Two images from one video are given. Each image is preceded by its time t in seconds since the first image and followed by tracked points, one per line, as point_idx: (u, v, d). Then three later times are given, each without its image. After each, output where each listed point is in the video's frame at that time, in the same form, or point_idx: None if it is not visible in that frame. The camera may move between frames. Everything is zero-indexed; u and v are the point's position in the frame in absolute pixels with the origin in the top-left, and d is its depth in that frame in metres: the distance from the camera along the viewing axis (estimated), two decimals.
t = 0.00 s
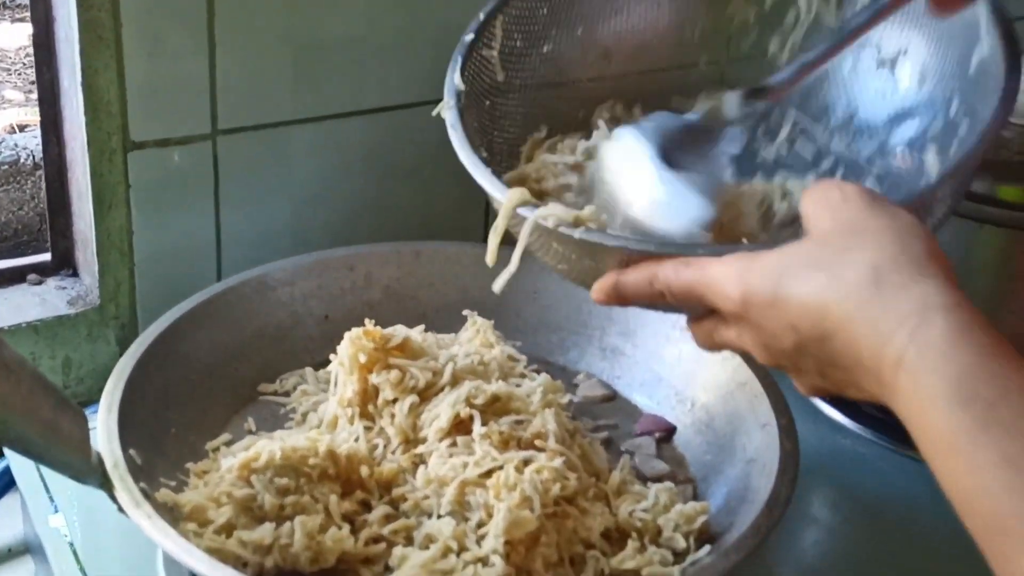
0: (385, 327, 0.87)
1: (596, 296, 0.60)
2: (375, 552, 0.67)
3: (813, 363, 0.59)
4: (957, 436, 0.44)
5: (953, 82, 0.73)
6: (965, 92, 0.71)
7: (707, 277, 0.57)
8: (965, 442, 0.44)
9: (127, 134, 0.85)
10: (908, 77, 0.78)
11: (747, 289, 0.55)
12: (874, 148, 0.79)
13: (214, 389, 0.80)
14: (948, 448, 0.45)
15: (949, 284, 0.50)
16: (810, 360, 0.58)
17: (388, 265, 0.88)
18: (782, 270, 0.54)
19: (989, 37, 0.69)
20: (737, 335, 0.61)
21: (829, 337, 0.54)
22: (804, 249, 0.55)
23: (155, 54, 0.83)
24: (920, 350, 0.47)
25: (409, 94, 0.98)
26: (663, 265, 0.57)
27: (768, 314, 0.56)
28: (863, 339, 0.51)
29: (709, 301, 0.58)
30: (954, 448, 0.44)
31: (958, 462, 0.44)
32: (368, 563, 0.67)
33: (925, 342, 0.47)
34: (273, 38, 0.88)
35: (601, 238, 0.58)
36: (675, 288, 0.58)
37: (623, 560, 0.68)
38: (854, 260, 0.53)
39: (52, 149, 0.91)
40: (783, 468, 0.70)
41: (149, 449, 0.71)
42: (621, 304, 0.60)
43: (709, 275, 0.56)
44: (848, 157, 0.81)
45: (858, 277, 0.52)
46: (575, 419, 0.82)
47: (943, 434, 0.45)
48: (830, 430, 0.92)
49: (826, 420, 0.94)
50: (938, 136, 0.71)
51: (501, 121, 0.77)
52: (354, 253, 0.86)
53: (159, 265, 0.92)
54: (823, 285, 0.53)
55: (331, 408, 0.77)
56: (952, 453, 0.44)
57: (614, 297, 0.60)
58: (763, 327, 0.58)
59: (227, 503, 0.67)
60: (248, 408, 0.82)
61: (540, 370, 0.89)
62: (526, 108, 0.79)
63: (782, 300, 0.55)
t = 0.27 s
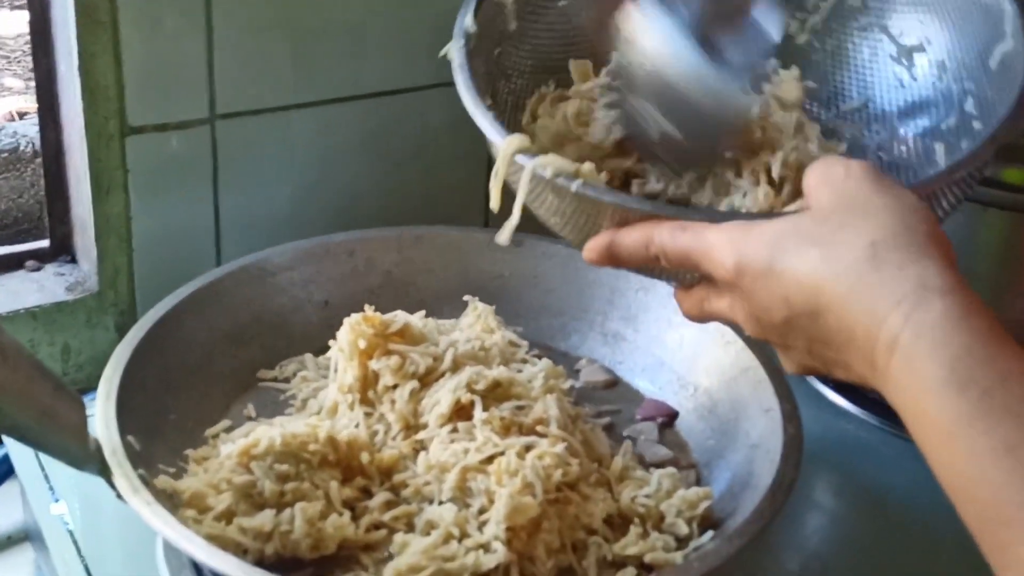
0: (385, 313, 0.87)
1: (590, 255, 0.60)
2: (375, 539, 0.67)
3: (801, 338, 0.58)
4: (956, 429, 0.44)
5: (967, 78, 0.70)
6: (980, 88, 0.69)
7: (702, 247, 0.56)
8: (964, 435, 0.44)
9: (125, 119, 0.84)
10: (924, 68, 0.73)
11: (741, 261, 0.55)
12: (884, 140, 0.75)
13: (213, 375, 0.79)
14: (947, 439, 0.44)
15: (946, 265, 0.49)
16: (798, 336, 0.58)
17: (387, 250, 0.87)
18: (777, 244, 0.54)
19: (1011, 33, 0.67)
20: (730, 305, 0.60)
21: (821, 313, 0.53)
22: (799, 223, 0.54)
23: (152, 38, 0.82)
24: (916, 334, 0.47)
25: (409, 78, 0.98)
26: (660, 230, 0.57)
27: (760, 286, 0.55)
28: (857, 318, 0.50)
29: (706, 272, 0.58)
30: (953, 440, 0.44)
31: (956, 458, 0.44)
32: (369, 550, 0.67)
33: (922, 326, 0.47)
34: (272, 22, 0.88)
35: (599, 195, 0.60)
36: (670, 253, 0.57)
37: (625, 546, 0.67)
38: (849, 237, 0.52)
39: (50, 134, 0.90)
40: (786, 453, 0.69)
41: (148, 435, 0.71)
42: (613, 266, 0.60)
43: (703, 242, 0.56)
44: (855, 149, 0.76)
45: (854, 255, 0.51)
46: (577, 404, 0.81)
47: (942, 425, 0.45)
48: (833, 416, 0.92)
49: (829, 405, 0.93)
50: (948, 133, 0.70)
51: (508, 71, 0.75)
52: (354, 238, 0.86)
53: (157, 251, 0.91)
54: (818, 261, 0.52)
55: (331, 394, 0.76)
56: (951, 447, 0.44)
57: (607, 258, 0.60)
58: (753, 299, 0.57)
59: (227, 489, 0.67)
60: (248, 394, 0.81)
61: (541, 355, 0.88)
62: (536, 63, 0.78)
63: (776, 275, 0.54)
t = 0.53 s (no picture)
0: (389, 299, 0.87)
1: (597, 268, 0.60)
2: (382, 523, 0.67)
3: (806, 335, 0.58)
4: (955, 409, 0.44)
5: (961, 64, 0.69)
6: (976, 73, 0.68)
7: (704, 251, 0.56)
8: (964, 416, 0.43)
9: (128, 108, 0.84)
10: (919, 53, 0.73)
11: (743, 261, 0.55)
12: (885, 134, 0.75)
13: (218, 361, 0.79)
14: (946, 421, 0.44)
15: (945, 253, 0.49)
16: (803, 332, 0.58)
17: (391, 236, 0.87)
18: (779, 241, 0.54)
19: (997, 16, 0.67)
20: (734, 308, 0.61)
21: (823, 308, 0.53)
22: (799, 219, 0.54)
23: (154, 26, 0.82)
24: (915, 319, 0.46)
25: (412, 64, 0.98)
26: (664, 239, 0.57)
27: (764, 286, 0.55)
28: (858, 309, 0.50)
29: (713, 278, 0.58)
30: (954, 422, 0.44)
31: (956, 439, 0.43)
32: (375, 534, 0.67)
33: (921, 311, 0.46)
34: (274, 9, 0.87)
35: (601, 214, 0.60)
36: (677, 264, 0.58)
37: (631, 530, 0.67)
38: (849, 229, 0.52)
39: (53, 123, 0.91)
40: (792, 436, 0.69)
41: (154, 422, 0.71)
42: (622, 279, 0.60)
43: (705, 248, 0.56)
44: (856, 147, 0.76)
45: (853, 246, 0.51)
46: (583, 389, 0.82)
47: (942, 406, 0.44)
48: (838, 400, 0.92)
49: (834, 389, 0.93)
50: (947, 120, 0.69)
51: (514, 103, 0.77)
52: (357, 224, 0.86)
53: (162, 239, 0.91)
54: (818, 255, 0.52)
55: (337, 380, 0.76)
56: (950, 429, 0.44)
57: (614, 272, 0.60)
58: (757, 299, 0.57)
59: (233, 475, 0.67)
60: (254, 380, 0.81)
61: (546, 341, 0.88)
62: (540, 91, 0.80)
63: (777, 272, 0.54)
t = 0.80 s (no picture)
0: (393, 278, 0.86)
1: (609, 251, 0.59)
2: (388, 503, 0.67)
3: (825, 315, 0.57)
4: (979, 387, 0.43)
5: (964, 37, 0.68)
6: (980, 46, 0.67)
7: (717, 233, 0.55)
8: (989, 395, 0.43)
9: (129, 89, 0.84)
10: (919, 27, 0.71)
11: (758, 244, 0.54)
12: (886, 110, 0.73)
13: (222, 343, 0.79)
14: (970, 401, 0.43)
15: (966, 229, 0.48)
16: (822, 312, 0.56)
17: (395, 216, 0.87)
18: (795, 222, 0.53)
19: None
20: (750, 289, 0.59)
21: (843, 287, 0.52)
22: (814, 199, 0.53)
23: (154, 6, 0.82)
24: (937, 299, 0.46)
25: (414, 43, 0.97)
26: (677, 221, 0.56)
27: (780, 266, 0.54)
28: (880, 289, 0.49)
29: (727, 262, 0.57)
30: (978, 400, 0.43)
31: (982, 416, 0.43)
32: (381, 514, 0.67)
33: (943, 293, 0.46)
34: None
35: (611, 197, 0.57)
36: (689, 249, 0.57)
37: (639, 508, 0.67)
38: (866, 209, 0.51)
39: (55, 106, 0.90)
40: (799, 412, 0.69)
41: (158, 404, 0.71)
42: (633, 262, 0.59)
43: (719, 229, 0.55)
44: (859, 124, 0.74)
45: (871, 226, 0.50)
46: (589, 367, 0.81)
47: (967, 386, 0.44)
48: (846, 377, 0.91)
49: (842, 366, 0.93)
50: (949, 94, 0.68)
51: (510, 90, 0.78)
52: (360, 204, 0.85)
53: (165, 222, 0.91)
54: (837, 236, 0.51)
55: (341, 359, 0.76)
56: (977, 407, 0.43)
57: (625, 257, 0.58)
58: (774, 280, 0.56)
59: (238, 456, 0.67)
60: (258, 361, 0.81)
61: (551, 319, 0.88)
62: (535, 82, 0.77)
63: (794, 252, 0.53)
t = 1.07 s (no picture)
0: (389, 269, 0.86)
1: (588, 231, 0.58)
2: (384, 495, 0.66)
3: (814, 314, 0.55)
4: (987, 394, 0.42)
5: (955, 66, 0.70)
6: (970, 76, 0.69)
7: (707, 222, 0.53)
8: (996, 404, 0.42)
9: (122, 81, 0.83)
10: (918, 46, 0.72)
11: (751, 236, 0.52)
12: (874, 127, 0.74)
13: (217, 335, 0.79)
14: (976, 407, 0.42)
15: (971, 229, 0.47)
16: (811, 311, 0.55)
17: (390, 206, 0.86)
18: (792, 214, 0.51)
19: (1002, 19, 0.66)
20: (733, 283, 0.58)
21: (838, 285, 0.50)
22: (810, 192, 0.51)
23: None
24: (943, 302, 0.44)
25: (408, 32, 0.96)
26: (664, 202, 0.55)
27: (772, 259, 0.52)
28: (879, 288, 0.48)
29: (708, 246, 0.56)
30: (983, 409, 0.42)
31: (990, 424, 0.42)
32: (377, 506, 0.67)
33: (951, 295, 0.44)
34: None
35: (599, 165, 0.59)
36: (672, 231, 0.55)
37: (636, 497, 0.67)
38: (866, 203, 0.49)
39: (48, 98, 0.90)
40: (796, 399, 0.68)
41: (152, 397, 0.70)
42: (613, 241, 0.58)
43: (710, 216, 0.54)
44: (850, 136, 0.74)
45: (873, 222, 0.48)
46: (586, 356, 0.81)
47: (976, 391, 0.43)
48: (846, 363, 0.91)
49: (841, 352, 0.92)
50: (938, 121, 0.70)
51: (496, 54, 0.75)
52: (356, 194, 0.85)
53: (159, 214, 0.90)
54: (835, 230, 0.49)
55: (336, 351, 0.75)
56: (983, 415, 0.42)
57: (608, 232, 0.57)
58: (764, 276, 0.54)
59: (232, 449, 0.66)
60: (253, 353, 0.81)
61: (548, 308, 0.87)
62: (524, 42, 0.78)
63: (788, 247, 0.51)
